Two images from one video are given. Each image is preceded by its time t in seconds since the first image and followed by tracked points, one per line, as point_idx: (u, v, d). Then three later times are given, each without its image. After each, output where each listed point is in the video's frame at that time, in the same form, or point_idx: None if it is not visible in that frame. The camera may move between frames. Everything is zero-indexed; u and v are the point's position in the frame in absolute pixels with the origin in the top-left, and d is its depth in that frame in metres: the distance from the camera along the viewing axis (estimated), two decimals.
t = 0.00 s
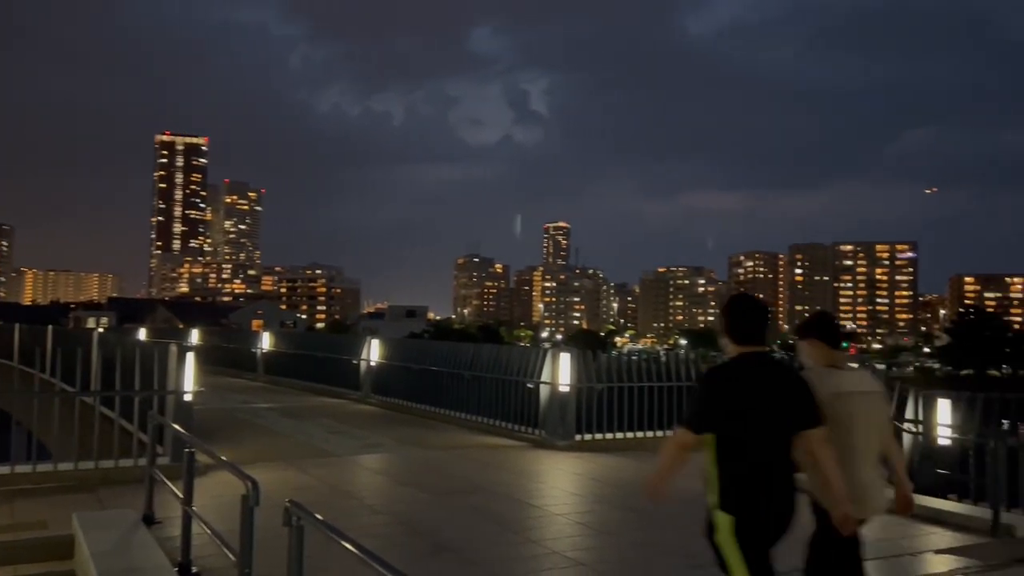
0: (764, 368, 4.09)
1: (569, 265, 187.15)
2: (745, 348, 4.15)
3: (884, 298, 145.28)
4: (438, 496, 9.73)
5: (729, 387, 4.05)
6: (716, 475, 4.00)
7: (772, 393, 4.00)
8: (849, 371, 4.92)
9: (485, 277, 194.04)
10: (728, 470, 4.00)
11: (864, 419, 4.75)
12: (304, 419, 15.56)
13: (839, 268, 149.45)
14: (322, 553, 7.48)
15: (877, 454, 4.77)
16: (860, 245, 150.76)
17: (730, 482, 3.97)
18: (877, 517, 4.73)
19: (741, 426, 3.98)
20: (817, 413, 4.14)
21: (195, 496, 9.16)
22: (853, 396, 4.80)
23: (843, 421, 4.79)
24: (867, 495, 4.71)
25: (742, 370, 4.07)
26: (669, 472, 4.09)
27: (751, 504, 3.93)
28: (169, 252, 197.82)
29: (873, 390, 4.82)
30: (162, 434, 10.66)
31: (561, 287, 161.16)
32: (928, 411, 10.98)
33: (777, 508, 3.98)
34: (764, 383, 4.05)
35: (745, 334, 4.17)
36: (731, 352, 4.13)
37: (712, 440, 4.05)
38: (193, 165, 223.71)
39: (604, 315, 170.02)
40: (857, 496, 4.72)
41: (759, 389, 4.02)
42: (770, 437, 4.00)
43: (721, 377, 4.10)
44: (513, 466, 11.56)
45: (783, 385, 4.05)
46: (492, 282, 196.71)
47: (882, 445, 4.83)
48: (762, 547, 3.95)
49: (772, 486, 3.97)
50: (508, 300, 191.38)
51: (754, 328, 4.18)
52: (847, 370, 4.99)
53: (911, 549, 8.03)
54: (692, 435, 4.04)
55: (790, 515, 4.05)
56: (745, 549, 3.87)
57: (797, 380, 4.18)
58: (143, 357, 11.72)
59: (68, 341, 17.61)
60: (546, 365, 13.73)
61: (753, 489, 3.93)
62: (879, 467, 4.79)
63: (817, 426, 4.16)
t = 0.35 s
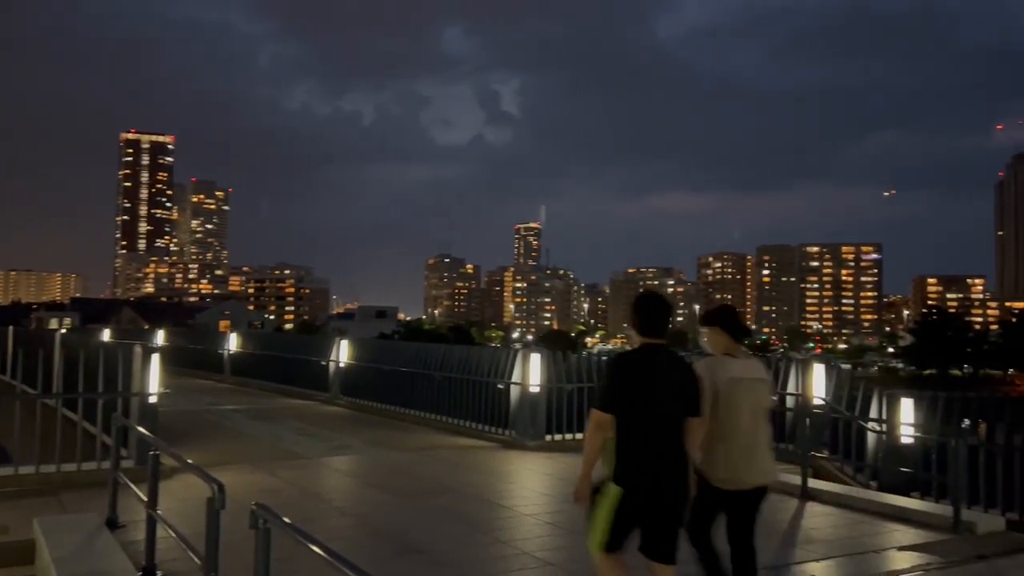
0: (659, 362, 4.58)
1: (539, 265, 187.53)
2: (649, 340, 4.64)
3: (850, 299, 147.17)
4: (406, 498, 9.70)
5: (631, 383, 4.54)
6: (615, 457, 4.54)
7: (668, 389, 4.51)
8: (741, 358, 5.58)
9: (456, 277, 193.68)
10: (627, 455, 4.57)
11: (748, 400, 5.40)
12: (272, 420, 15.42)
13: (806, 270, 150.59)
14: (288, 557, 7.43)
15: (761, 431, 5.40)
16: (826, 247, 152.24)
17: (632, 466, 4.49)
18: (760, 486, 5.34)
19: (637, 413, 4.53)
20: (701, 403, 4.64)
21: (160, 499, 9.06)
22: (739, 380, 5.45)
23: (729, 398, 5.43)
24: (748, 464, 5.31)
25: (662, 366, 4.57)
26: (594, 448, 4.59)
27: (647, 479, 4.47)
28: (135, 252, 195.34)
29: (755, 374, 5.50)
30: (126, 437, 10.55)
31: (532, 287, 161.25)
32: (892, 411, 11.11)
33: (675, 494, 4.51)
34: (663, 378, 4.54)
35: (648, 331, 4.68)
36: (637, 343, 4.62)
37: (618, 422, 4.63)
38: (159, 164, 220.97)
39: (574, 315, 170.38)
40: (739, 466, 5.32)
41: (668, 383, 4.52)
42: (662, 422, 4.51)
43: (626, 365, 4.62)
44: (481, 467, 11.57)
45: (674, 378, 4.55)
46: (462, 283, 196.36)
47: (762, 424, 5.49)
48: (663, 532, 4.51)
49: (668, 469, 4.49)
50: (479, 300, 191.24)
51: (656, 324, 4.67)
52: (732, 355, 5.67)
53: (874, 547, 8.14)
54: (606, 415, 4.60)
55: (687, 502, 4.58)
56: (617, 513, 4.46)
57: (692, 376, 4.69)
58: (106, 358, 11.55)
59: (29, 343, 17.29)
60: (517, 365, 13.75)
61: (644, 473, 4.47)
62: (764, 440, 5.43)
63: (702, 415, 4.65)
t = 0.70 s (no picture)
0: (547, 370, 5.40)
1: (507, 267, 187.55)
2: (540, 346, 5.45)
3: (813, 301, 149.08)
4: (372, 501, 9.66)
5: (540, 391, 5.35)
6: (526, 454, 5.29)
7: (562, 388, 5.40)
8: (633, 362, 6.19)
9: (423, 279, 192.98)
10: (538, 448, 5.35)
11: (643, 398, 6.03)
12: (237, 424, 15.27)
13: (770, 272, 152.10)
14: (252, 562, 7.35)
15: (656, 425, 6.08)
16: (790, 249, 153.42)
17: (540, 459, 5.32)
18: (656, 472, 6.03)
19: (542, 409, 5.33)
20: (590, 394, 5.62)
21: (122, 503, 8.96)
22: (632, 381, 6.05)
23: (624, 398, 6.01)
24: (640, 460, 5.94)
25: (542, 387, 5.37)
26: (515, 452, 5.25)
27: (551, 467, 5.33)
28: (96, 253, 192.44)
29: (646, 375, 6.14)
30: (87, 441, 10.39)
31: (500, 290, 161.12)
32: (855, 411, 11.26)
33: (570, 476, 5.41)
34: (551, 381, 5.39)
35: (541, 337, 5.49)
36: (531, 352, 5.43)
37: (528, 421, 5.33)
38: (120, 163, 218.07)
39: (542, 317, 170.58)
40: (633, 458, 5.94)
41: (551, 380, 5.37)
42: (555, 419, 5.36)
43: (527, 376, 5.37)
44: (448, 470, 11.57)
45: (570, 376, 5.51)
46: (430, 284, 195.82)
47: (656, 419, 6.15)
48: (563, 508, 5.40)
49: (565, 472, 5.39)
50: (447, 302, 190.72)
51: (546, 331, 5.50)
52: (622, 356, 6.26)
53: (836, 545, 8.24)
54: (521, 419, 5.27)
55: (580, 489, 5.53)
56: (518, 493, 5.21)
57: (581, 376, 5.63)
58: (66, 360, 11.36)
59: None
60: (485, 367, 13.80)
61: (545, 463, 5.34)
62: (659, 433, 6.11)
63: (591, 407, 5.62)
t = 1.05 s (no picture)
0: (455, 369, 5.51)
1: (478, 268, 187.37)
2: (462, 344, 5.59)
3: (781, 303, 149.63)
4: (341, 504, 9.61)
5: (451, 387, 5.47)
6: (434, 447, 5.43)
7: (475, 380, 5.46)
8: (555, 360, 6.61)
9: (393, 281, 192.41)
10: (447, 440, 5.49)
11: (554, 392, 6.45)
12: (205, 427, 15.16)
13: (738, 274, 153.39)
14: (219, 567, 7.27)
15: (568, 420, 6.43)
16: (758, 251, 154.20)
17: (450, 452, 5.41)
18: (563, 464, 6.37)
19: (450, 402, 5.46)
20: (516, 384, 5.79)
21: (85, 508, 8.84)
22: (546, 376, 6.49)
23: (537, 391, 6.51)
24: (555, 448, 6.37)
25: (454, 386, 5.47)
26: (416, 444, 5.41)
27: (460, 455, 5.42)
28: (60, 253, 189.73)
29: (562, 373, 6.53)
30: (50, 445, 10.26)
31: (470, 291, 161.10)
32: (820, 412, 11.39)
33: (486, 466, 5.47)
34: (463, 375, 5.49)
35: (462, 336, 5.64)
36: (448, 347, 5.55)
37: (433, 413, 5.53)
38: (85, 162, 215.15)
39: (512, 318, 170.68)
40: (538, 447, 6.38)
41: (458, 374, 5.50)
42: (466, 417, 5.42)
43: (438, 373, 5.52)
44: (418, 472, 11.55)
45: (486, 371, 5.53)
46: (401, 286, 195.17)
47: (575, 411, 6.53)
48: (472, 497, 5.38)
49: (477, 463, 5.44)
50: (417, 303, 190.32)
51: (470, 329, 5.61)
52: (549, 355, 6.74)
53: (803, 545, 8.32)
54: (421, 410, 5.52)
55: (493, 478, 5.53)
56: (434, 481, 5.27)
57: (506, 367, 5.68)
58: (28, 362, 11.20)
59: None
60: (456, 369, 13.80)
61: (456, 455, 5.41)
62: (573, 424, 6.50)
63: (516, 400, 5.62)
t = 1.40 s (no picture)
0: (380, 358, 6.83)
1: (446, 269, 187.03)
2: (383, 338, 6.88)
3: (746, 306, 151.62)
4: (308, 508, 9.52)
5: (376, 377, 6.76)
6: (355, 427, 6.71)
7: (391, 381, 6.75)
8: (475, 354, 7.02)
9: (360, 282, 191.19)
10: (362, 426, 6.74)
11: (477, 386, 6.87)
12: (167, 430, 14.93)
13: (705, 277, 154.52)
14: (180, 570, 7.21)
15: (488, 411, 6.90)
16: (724, 255, 155.31)
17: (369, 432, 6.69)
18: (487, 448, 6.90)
19: (370, 393, 6.74)
20: (422, 386, 6.94)
21: (42, 514, 8.65)
22: (470, 371, 6.88)
23: (461, 386, 6.84)
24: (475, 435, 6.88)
25: (380, 376, 6.78)
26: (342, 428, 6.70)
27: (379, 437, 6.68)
28: (19, 253, 186.10)
29: (484, 366, 6.95)
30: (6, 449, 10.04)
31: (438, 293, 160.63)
32: (784, 413, 11.51)
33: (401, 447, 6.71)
34: (389, 366, 6.82)
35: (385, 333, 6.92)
36: (375, 341, 6.87)
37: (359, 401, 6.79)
38: (45, 161, 211.39)
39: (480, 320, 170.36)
40: (465, 439, 6.85)
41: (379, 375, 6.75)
42: (381, 403, 6.73)
43: (368, 362, 6.81)
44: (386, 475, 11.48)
45: (399, 365, 6.84)
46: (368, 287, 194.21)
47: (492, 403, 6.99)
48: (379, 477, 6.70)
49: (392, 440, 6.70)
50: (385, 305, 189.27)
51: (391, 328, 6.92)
52: (468, 350, 7.13)
53: (765, 545, 8.40)
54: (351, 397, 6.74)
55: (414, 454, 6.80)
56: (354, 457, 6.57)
57: (416, 369, 6.97)
58: None
59: None
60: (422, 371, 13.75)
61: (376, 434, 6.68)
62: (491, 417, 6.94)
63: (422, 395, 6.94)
